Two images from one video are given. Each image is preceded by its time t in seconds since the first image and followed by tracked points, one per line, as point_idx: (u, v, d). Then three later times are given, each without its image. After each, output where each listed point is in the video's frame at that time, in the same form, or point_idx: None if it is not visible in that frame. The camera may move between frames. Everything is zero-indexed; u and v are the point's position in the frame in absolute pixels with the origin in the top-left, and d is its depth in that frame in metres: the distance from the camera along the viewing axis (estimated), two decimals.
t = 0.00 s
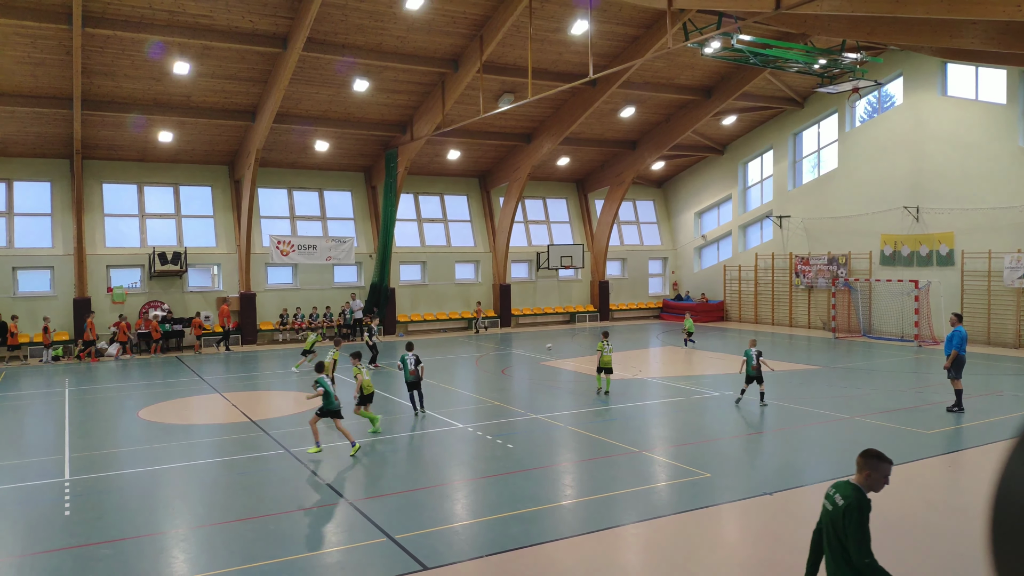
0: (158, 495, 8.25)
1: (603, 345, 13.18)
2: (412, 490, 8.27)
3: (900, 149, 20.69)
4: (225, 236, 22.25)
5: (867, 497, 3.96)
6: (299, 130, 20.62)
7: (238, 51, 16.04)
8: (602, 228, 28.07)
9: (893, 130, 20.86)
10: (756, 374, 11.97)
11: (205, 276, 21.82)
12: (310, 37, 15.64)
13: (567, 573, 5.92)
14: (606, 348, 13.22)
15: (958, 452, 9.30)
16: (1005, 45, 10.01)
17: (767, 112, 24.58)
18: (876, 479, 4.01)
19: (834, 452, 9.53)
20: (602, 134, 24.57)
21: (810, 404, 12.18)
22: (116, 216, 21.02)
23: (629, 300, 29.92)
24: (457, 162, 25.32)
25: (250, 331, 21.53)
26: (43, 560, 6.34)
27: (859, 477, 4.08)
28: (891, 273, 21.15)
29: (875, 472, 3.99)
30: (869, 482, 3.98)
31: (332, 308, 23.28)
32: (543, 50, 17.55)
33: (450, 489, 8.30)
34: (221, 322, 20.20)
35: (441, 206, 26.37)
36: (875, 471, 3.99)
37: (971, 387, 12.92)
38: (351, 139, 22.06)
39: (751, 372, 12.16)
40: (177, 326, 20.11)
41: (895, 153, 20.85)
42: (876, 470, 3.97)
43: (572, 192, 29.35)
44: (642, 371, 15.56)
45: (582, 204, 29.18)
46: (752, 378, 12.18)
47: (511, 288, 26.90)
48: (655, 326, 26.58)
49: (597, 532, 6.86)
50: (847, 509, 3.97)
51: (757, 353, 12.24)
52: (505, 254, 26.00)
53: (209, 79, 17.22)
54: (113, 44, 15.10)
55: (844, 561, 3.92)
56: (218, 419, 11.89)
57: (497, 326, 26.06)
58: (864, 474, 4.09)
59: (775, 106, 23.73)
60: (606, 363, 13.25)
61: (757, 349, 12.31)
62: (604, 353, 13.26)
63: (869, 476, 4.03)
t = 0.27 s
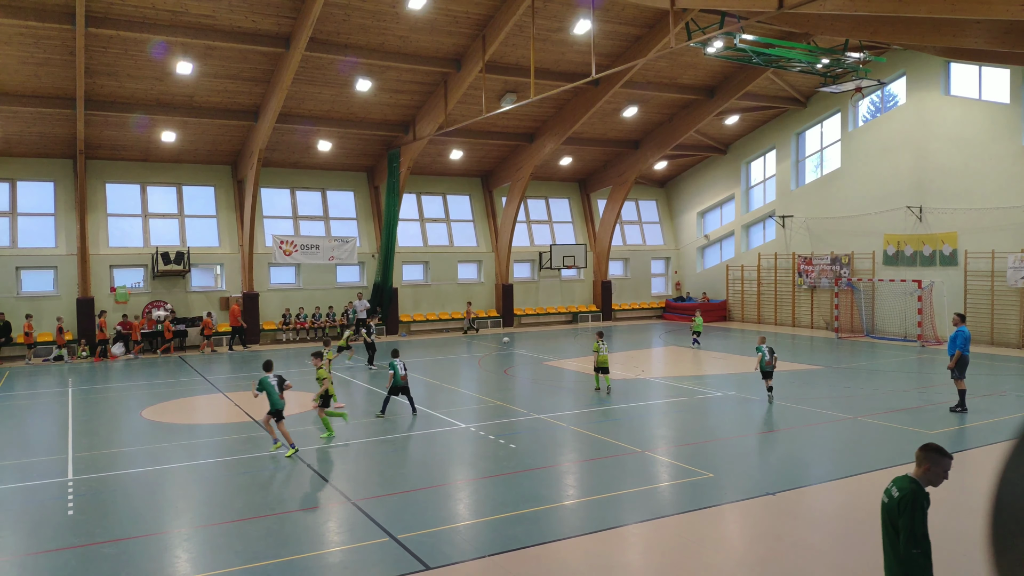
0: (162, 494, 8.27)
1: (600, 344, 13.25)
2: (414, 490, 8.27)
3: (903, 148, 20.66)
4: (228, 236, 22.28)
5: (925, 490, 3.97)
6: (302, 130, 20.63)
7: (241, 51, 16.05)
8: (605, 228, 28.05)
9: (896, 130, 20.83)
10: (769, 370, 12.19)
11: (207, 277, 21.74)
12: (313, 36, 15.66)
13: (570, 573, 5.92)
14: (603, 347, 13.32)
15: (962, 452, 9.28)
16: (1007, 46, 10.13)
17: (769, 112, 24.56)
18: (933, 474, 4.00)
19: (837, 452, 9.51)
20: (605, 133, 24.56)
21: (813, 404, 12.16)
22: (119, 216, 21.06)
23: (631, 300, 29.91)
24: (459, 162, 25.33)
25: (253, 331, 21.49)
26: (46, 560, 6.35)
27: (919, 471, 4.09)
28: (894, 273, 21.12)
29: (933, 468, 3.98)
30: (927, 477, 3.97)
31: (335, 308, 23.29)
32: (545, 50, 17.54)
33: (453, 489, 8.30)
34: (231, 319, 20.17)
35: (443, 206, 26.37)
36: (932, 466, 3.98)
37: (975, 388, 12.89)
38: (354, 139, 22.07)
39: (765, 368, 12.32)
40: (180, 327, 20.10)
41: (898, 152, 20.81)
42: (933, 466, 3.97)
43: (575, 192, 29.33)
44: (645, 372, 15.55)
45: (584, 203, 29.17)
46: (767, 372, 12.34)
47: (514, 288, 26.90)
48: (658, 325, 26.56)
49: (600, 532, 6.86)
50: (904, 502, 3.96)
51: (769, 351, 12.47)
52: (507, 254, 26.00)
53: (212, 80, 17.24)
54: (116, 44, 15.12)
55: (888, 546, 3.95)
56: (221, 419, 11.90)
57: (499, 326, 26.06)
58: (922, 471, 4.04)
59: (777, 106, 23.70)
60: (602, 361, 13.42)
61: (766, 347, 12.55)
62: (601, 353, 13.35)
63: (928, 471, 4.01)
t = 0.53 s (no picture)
0: (164, 494, 8.28)
1: (597, 342, 13.38)
2: (416, 490, 8.28)
3: (905, 148, 20.64)
4: (230, 236, 22.30)
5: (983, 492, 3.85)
6: (304, 130, 20.64)
7: (243, 51, 16.06)
8: (607, 228, 28.06)
9: (898, 130, 20.81)
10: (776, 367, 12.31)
11: (210, 276, 21.90)
12: (315, 37, 15.67)
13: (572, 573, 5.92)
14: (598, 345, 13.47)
15: (964, 452, 9.28)
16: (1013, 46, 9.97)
17: (771, 112, 24.54)
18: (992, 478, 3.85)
19: (839, 453, 9.51)
20: (607, 134, 24.55)
21: (815, 404, 12.15)
22: (122, 216, 21.08)
23: (633, 300, 29.91)
24: (461, 163, 25.34)
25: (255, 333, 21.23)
26: (49, 560, 6.36)
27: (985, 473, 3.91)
28: (897, 273, 21.10)
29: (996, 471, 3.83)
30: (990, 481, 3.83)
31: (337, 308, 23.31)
32: (547, 51, 17.55)
33: (455, 489, 8.31)
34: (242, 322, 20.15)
35: (445, 206, 26.38)
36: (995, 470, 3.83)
37: (977, 388, 12.88)
38: (356, 140, 22.08)
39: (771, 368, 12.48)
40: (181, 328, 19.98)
41: (901, 152, 20.79)
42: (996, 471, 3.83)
43: (577, 192, 29.33)
44: (647, 372, 15.55)
45: (586, 204, 29.16)
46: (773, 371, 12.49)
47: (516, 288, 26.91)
48: (660, 326, 26.54)
49: (602, 533, 6.86)
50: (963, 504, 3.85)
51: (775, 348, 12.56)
52: (509, 254, 26.01)
53: (214, 80, 17.25)
54: (119, 44, 15.13)
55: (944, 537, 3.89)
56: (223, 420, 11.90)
57: (501, 326, 26.07)
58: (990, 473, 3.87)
59: (780, 106, 23.68)
60: (597, 360, 13.60)
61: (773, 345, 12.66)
62: (597, 350, 13.47)
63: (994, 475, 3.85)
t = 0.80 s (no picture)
0: (165, 494, 8.28)
1: (594, 343, 13.51)
2: (418, 490, 8.28)
3: (907, 148, 20.62)
4: (232, 236, 22.32)
5: None
6: (306, 130, 20.63)
7: (244, 51, 16.06)
8: (609, 228, 28.03)
9: (900, 129, 20.79)
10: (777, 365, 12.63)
11: (212, 276, 21.91)
12: (317, 37, 15.67)
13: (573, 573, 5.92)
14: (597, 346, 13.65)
15: (967, 453, 9.27)
16: (1013, 45, 10.11)
17: (773, 112, 24.54)
18: None
19: (840, 453, 9.50)
20: (609, 133, 24.55)
21: (817, 404, 12.14)
22: (123, 216, 21.10)
23: (635, 300, 29.89)
24: (463, 163, 25.34)
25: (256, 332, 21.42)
26: (49, 559, 6.36)
27: None
28: (898, 273, 21.08)
29: None
30: None
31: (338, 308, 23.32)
32: (549, 50, 17.54)
33: (456, 489, 8.31)
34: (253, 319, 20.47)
35: (447, 206, 26.38)
36: None
37: (979, 388, 12.87)
38: (357, 140, 22.09)
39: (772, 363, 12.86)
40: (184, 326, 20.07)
41: (903, 152, 20.77)
42: None
43: (578, 192, 29.32)
44: (648, 372, 15.55)
45: (588, 204, 29.15)
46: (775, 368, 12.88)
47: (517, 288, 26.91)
48: (661, 326, 26.53)
49: (604, 533, 6.86)
50: None
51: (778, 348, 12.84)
52: (510, 254, 26.00)
53: (216, 80, 17.26)
54: (120, 44, 15.14)
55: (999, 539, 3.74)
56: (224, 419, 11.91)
57: (503, 326, 26.07)
58: None
59: (782, 106, 23.68)
60: (597, 358, 13.76)
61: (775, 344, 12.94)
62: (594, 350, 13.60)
63: None
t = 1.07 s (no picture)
0: (167, 494, 8.29)
1: (594, 341, 13.53)
2: (419, 490, 8.28)
3: (909, 148, 20.60)
4: (233, 236, 22.34)
5: None
6: (307, 130, 20.63)
7: (246, 51, 16.08)
8: (610, 228, 28.01)
9: (902, 129, 20.78)
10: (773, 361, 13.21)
11: (213, 276, 21.92)
12: (318, 37, 15.68)
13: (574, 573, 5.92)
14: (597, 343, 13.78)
15: (969, 453, 9.26)
16: (1014, 44, 10.32)
17: (775, 112, 24.53)
18: None
19: (841, 453, 9.50)
20: (610, 133, 24.55)
21: (819, 404, 12.14)
22: (125, 216, 21.12)
23: (636, 300, 29.88)
24: (464, 162, 25.34)
25: (258, 332, 21.53)
26: (51, 559, 6.36)
27: None
28: (900, 273, 21.06)
29: None
30: None
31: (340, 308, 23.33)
32: (550, 50, 17.54)
33: (458, 489, 8.30)
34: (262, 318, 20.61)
35: (448, 206, 26.38)
36: None
37: (981, 388, 12.86)
38: (359, 139, 22.09)
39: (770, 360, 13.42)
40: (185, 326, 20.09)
41: (904, 152, 20.76)
42: None
43: (579, 192, 29.33)
44: (650, 372, 15.54)
45: (589, 203, 29.15)
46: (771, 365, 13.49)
47: (519, 288, 26.92)
48: (663, 326, 26.51)
49: (605, 533, 6.86)
50: None
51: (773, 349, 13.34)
52: (512, 254, 26.01)
53: (217, 80, 17.28)
54: (122, 44, 15.15)
55: None
56: (226, 419, 11.92)
57: (504, 326, 26.07)
58: None
59: (783, 106, 23.67)
60: (598, 356, 13.91)
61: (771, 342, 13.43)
62: (594, 349, 13.63)
63: None
